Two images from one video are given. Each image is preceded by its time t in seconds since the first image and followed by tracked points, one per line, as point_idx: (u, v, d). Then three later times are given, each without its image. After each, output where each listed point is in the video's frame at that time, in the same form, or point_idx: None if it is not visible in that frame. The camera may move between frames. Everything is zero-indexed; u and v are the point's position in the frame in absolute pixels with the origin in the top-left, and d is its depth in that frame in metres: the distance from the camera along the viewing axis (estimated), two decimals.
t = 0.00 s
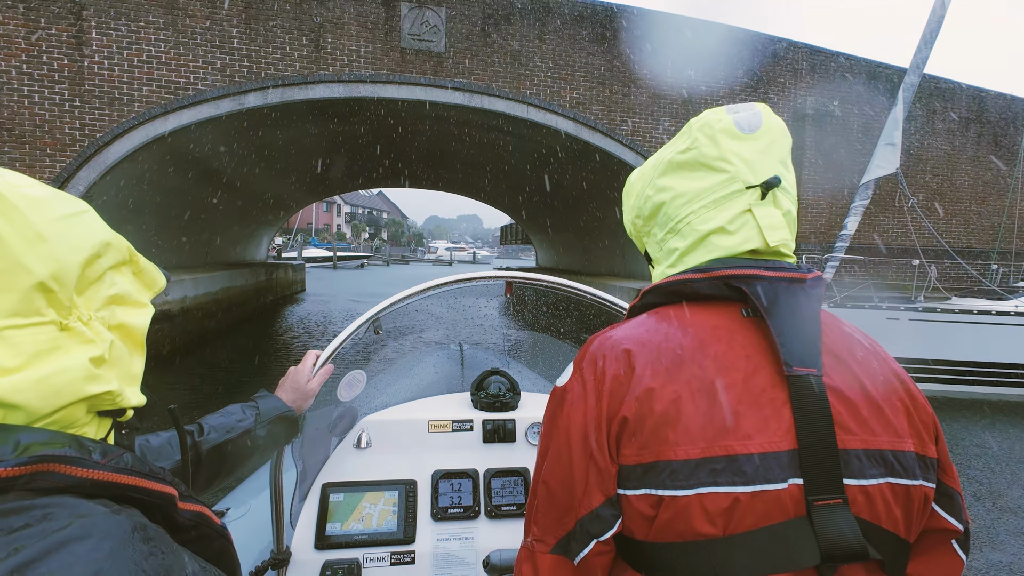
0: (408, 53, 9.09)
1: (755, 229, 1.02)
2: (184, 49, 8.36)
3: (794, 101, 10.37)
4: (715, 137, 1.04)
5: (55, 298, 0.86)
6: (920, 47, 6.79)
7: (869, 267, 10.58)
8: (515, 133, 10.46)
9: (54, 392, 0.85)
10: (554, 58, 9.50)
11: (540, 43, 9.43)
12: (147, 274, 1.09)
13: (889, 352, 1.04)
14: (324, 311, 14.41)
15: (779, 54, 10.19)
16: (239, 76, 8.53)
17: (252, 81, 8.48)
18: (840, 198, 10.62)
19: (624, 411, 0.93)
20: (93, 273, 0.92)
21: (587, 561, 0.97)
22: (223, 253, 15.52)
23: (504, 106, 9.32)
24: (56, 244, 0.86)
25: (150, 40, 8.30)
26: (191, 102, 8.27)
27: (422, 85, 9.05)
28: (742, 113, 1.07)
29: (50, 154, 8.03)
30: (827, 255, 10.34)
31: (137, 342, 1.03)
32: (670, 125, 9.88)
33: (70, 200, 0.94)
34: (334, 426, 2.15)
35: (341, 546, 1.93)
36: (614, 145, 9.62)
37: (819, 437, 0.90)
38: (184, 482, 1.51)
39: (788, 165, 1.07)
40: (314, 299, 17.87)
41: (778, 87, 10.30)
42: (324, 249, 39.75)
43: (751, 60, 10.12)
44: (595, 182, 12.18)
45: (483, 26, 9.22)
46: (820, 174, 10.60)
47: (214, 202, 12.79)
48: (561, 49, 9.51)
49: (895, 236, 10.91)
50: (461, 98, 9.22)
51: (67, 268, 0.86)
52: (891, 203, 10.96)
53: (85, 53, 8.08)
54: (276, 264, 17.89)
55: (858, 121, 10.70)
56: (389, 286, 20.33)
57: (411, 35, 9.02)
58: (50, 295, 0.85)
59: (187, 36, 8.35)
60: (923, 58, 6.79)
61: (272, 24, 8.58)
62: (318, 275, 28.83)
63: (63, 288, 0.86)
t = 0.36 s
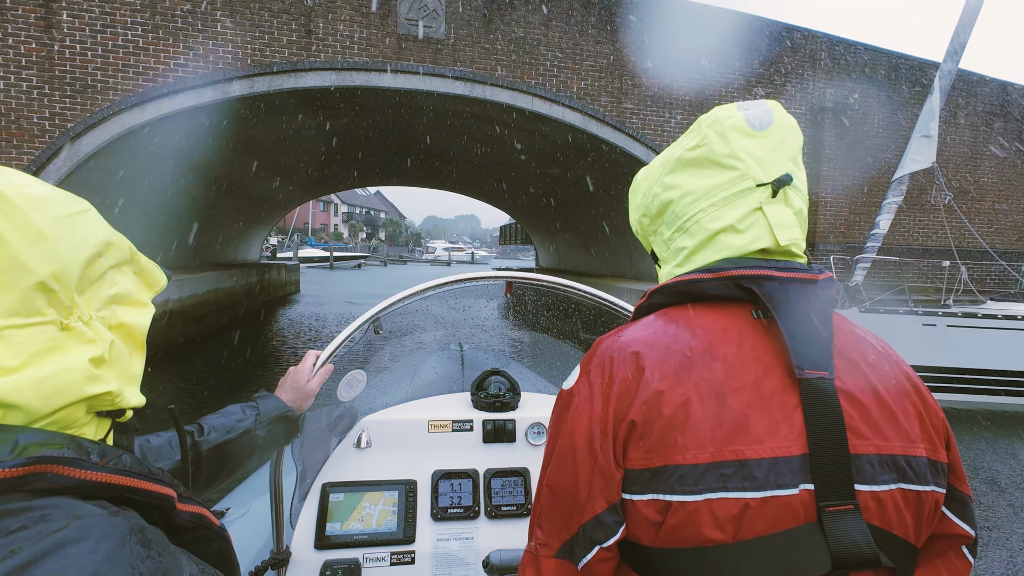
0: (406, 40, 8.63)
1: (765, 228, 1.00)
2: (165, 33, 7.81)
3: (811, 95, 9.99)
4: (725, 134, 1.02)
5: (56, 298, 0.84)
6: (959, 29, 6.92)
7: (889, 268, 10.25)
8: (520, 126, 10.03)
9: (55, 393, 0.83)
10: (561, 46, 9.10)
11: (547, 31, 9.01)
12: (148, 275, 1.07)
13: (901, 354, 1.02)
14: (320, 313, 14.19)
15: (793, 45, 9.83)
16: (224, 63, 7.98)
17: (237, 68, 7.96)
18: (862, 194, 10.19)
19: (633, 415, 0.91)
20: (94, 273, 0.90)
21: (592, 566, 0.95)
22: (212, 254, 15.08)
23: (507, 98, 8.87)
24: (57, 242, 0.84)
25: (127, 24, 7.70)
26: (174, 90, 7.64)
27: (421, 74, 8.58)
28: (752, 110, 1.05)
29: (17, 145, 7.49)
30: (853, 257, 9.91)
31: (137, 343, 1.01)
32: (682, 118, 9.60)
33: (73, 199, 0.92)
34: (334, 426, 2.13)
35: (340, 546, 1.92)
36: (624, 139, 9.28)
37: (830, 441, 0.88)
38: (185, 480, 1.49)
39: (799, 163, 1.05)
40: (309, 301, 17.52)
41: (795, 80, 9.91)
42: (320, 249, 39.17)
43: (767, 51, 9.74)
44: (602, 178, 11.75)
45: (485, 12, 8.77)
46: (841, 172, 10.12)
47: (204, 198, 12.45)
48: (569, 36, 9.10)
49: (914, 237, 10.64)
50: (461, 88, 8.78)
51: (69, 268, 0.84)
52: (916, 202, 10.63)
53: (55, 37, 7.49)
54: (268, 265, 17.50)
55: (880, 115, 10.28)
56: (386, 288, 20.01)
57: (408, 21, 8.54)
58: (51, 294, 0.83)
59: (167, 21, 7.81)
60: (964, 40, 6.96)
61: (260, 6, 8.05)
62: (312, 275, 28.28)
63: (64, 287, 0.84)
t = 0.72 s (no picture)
0: (403, 24, 8.06)
1: (771, 226, 0.99)
2: (141, 15, 7.34)
3: (831, 87, 9.30)
4: (730, 132, 1.01)
5: (52, 300, 0.83)
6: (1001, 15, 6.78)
7: (913, 270, 9.79)
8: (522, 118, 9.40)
9: (51, 395, 0.82)
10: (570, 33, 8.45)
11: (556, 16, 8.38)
12: (146, 277, 1.05)
13: (910, 358, 1.01)
14: (313, 317, 13.89)
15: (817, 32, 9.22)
16: (205, 49, 7.47)
17: (220, 54, 7.44)
18: (883, 192, 9.71)
19: (638, 416, 0.90)
20: (91, 274, 0.89)
21: (595, 572, 0.94)
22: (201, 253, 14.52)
23: (511, 87, 8.24)
24: (54, 245, 0.83)
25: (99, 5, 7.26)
26: (147, 77, 7.21)
27: (419, 61, 8.00)
28: (757, 109, 1.04)
29: None
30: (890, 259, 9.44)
31: (134, 345, 1.00)
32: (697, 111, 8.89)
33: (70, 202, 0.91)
34: (333, 426, 2.12)
35: (339, 547, 1.90)
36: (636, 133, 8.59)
37: (836, 443, 0.88)
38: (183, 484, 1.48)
39: (805, 162, 1.05)
40: (305, 303, 17.26)
41: (814, 70, 9.27)
42: (318, 250, 38.53)
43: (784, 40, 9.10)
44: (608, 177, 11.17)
45: None
46: (862, 168, 9.53)
47: (187, 193, 11.96)
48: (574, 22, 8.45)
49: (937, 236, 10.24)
50: (461, 77, 8.20)
51: (66, 270, 0.83)
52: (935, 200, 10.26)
53: (19, 18, 7.09)
54: (260, 265, 16.97)
55: (899, 110, 9.78)
56: (384, 291, 19.61)
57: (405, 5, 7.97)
58: (48, 297, 0.82)
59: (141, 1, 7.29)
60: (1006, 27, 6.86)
61: None
62: (308, 276, 27.69)
63: (60, 290, 0.83)
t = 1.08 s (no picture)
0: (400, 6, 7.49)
1: (777, 225, 0.99)
2: None
3: (854, 75, 8.93)
4: (735, 131, 1.01)
5: (57, 300, 0.83)
6: None
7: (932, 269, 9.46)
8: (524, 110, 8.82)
9: (55, 396, 0.82)
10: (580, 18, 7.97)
11: None
12: (150, 277, 1.05)
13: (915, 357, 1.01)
14: (307, 320, 13.64)
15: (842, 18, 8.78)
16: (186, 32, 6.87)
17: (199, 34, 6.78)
18: (908, 189, 9.27)
19: (643, 419, 0.90)
20: (96, 275, 0.89)
21: None
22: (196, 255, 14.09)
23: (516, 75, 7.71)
24: (59, 245, 0.83)
25: None
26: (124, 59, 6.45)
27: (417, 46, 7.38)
28: (762, 107, 1.04)
29: None
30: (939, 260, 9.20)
31: (138, 346, 1.00)
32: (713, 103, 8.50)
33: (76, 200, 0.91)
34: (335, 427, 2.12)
35: (341, 548, 1.90)
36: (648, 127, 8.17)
37: (843, 444, 0.87)
38: (185, 486, 1.48)
39: (810, 160, 1.04)
40: (301, 305, 17.03)
41: (838, 58, 8.85)
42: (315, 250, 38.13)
43: (809, 27, 8.68)
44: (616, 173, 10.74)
45: None
46: (887, 162, 9.05)
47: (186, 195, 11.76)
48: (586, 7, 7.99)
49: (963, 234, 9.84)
50: (464, 64, 7.61)
51: (71, 269, 0.83)
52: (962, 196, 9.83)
53: None
54: (252, 267, 16.55)
55: (925, 100, 9.28)
56: (382, 293, 19.28)
57: None
58: (53, 297, 0.82)
59: None
60: None
61: None
62: (304, 279, 26.55)
63: (65, 290, 0.83)
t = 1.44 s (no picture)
0: None
1: (771, 226, 0.99)
2: None
3: (880, 64, 8.56)
4: (730, 132, 1.01)
5: (54, 300, 0.83)
6: None
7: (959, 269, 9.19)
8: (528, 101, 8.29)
9: (52, 396, 0.82)
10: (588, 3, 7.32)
11: None
12: (149, 278, 1.05)
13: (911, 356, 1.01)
14: (301, 323, 13.40)
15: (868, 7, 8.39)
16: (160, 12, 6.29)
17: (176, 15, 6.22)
18: (936, 186, 8.99)
19: (637, 418, 0.90)
20: (93, 275, 0.89)
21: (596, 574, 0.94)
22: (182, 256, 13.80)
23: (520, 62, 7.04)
24: (56, 245, 0.83)
25: None
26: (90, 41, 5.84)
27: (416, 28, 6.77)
28: (756, 108, 1.04)
29: None
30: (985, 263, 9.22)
31: (136, 346, 1.00)
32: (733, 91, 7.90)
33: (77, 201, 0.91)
34: (334, 427, 2.13)
35: (341, 548, 1.90)
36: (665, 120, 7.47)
37: (839, 444, 0.87)
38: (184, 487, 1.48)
39: (804, 161, 1.04)
40: (295, 307, 16.84)
41: (863, 46, 8.47)
42: (311, 250, 37.77)
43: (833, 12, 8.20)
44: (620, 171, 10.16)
45: None
46: (915, 156, 8.76)
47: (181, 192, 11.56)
48: None
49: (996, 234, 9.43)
50: (466, 49, 6.98)
51: (68, 270, 0.83)
52: (993, 195, 9.38)
53: None
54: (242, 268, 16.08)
55: (952, 95, 9.04)
56: (379, 294, 19.01)
57: None
58: (50, 296, 0.82)
59: None
60: None
61: None
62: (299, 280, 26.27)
63: (62, 290, 0.83)
